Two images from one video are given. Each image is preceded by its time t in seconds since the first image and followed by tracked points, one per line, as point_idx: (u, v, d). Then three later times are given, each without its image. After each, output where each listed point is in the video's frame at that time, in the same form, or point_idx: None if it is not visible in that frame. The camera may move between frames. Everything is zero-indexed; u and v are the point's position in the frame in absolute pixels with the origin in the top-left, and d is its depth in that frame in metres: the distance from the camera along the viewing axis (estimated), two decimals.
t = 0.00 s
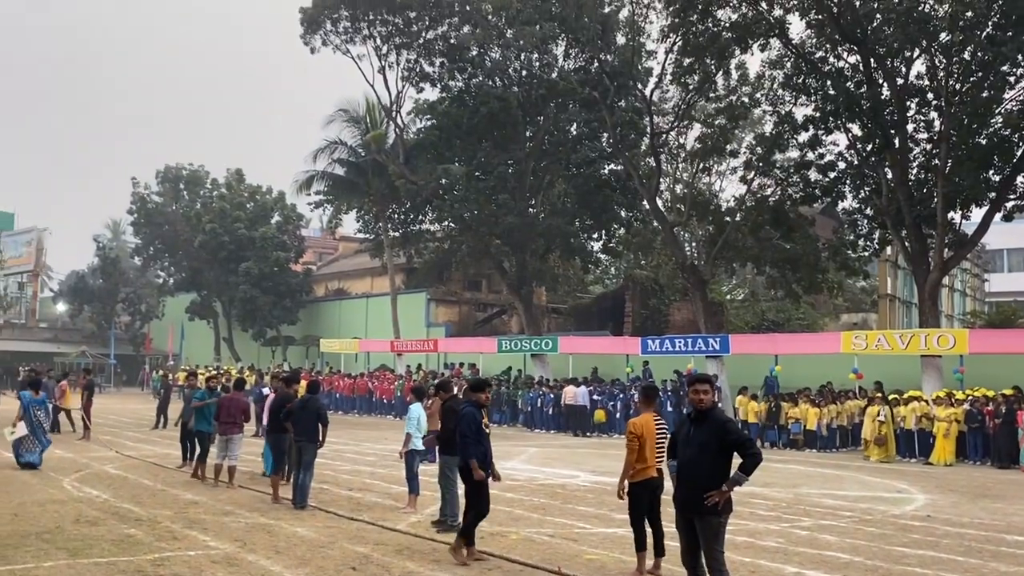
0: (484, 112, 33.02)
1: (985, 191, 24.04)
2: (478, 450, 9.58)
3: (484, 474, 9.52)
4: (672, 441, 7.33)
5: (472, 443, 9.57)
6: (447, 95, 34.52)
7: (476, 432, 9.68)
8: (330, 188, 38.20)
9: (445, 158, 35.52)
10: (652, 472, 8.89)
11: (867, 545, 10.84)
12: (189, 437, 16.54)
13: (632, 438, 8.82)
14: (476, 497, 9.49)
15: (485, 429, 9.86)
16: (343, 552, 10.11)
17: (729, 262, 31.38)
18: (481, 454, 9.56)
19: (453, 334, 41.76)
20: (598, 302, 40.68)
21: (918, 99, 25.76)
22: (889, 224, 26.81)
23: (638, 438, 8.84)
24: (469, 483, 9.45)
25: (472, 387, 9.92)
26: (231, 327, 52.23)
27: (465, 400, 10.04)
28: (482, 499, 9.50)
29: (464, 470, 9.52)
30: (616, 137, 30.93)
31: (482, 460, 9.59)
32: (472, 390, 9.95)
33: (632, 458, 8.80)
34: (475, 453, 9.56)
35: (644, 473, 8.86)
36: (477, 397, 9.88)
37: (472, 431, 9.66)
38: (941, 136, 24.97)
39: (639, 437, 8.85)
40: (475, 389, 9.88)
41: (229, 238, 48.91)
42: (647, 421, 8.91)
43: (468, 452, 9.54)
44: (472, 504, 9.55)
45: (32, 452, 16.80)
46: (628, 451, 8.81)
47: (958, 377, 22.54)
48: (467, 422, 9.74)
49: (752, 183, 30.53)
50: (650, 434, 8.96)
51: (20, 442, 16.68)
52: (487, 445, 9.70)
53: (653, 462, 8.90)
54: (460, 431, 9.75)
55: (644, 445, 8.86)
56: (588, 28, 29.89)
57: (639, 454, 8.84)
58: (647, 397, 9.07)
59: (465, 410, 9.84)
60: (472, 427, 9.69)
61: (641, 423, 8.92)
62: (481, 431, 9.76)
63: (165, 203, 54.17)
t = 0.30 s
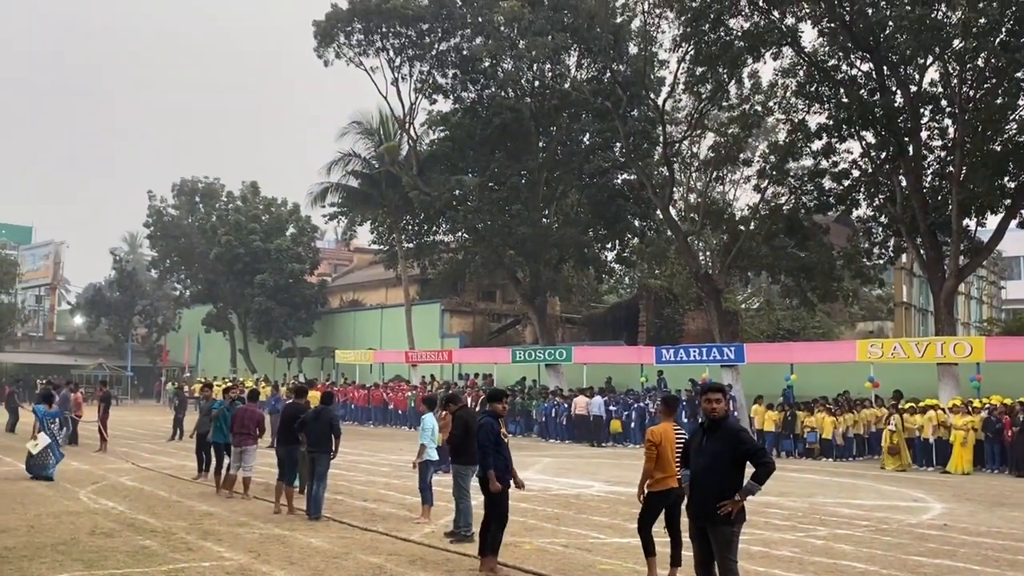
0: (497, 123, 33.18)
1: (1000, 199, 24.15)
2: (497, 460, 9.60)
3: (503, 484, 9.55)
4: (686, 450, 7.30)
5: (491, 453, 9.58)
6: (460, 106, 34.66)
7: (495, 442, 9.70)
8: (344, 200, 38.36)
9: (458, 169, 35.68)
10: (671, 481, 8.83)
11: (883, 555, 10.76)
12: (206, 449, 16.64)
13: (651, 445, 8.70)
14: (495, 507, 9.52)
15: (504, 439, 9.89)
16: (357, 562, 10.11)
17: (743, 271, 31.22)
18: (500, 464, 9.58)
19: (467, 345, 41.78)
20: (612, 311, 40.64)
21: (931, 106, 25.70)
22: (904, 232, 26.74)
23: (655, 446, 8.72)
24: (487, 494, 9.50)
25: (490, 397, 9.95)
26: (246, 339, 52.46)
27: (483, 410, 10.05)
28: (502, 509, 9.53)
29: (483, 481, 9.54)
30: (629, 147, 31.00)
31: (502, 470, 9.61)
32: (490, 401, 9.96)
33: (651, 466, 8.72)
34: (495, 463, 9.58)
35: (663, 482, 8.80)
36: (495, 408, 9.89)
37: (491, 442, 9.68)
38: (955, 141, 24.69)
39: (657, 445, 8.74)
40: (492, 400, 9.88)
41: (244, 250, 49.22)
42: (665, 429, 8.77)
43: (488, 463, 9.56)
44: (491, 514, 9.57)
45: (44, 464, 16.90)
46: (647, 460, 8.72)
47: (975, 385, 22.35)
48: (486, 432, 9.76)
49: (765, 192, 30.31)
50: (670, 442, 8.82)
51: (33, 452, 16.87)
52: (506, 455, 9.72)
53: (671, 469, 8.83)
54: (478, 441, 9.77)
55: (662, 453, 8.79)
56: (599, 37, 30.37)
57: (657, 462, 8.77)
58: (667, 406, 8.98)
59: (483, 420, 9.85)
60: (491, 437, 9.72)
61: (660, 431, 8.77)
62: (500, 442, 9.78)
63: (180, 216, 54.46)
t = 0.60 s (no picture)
0: (507, 131, 33.25)
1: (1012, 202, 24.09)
2: (510, 467, 9.58)
3: (516, 494, 9.52)
4: (696, 458, 7.28)
5: (504, 460, 9.56)
6: (469, 115, 34.71)
7: (509, 450, 9.69)
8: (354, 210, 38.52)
9: (467, 177, 35.81)
10: (682, 488, 8.79)
11: (894, 561, 10.70)
12: (216, 459, 16.64)
13: (663, 452, 8.66)
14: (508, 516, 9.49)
15: (518, 447, 9.89)
16: (366, 571, 10.14)
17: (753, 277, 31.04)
18: (513, 472, 9.54)
19: (478, 353, 41.81)
20: (623, 318, 40.62)
21: (940, 111, 25.70)
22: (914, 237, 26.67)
23: (668, 452, 8.67)
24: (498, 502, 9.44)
25: (502, 404, 9.94)
26: (257, 349, 52.63)
27: (496, 418, 10.03)
28: (515, 519, 9.49)
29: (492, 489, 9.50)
30: (638, 154, 31.04)
31: (515, 477, 9.57)
32: (503, 408, 9.92)
33: (664, 472, 8.72)
34: (508, 470, 9.55)
35: (674, 488, 8.77)
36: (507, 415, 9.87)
37: (505, 450, 9.68)
38: (964, 145, 24.73)
39: (672, 451, 8.69)
40: (506, 408, 9.85)
41: (255, 260, 49.40)
42: (677, 437, 8.73)
43: (501, 470, 9.54)
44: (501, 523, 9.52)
45: (53, 473, 17.27)
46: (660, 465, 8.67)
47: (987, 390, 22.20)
48: (500, 441, 9.74)
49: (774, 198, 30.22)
50: (682, 447, 8.79)
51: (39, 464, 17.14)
52: (520, 464, 9.70)
53: (681, 475, 8.80)
54: (492, 449, 9.75)
55: (675, 459, 8.74)
56: (607, 46, 30.65)
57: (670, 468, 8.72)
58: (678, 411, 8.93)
59: (497, 428, 9.84)
60: (504, 445, 9.70)
61: (672, 439, 8.74)
62: (514, 450, 9.77)
63: (191, 227, 54.70)
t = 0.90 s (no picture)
0: (511, 138, 33.29)
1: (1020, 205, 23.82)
2: (522, 475, 9.55)
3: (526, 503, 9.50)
4: (703, 465, 7.26)
5: (515, 469, 9.52)
6: (473, 122, 34.74)
7: (518, 459, 9.67)
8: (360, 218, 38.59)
9: (472, 184, 35.85)
10: (690, 495, 8.75)
11: (903, 567, 10.65)
12: (223, 469, 16.66)
13: (673, 458, 8.62)
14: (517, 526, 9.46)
15: (526, 455, 9.86)
16: None
17: (760, 282, 30.96)
18: (525, 481, 9.51)
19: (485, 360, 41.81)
20: (629, 324, 40.61)
21: (946, 115, 25.63)
22: (921, 240, 26.57)
23: (677, 458, 8.64)
24: (509, 512, 9.42)
25: (510, 412, 9.91)
26: (265, 357, 52.72)
27: (504, 426, 9.99)
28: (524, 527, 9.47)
29: (507, 497, 9.47)
30: (643, 160, 30.99)
31: (525, 486, 9.54)
32: (511, 416, 9.88)
33: (671, 478, 8.62)
34: (520, 479, 9.52)
35: (682, 495, 8.73)
36: (516, 423, 9.85)
37: (515, 459, 9.65)
38: (970, 148, 24.62)
39: (680, 458, 8.67)
40: (515, 416, 9.82)
41: (261, 268, 49.52)
42: (685, 444, 8.69)
43: (510, 479, 9.50)
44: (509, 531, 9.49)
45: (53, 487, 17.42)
46: (669, 472, 8.63)
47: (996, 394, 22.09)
48: (509, 449, 9.71)
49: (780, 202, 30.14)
50: (690, 455, 8.76)
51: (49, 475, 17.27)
52: (528, 471, 9.69)
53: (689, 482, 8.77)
54: (501, 458, 9.71)
55: (684, 466, 8.71)
56: (611, 52, 30.51)
57: (678, 475, 8.68)
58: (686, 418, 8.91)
59: (506, 436, 9.82)
60: (514, 454, 9.69)
61: (681, 446, 8.71)
62: (523, 459, 9.75)
63: (197, 236, 54.82)
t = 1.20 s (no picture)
0: (513, 144, 33.33)
1: None
2: (526, 483, 9.54)
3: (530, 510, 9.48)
4: (708, 470, 7.24)
5: (520, 476, 9.51)
6: (476, 129, 34.81)
7: (522, 465, 9.64)
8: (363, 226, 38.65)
9: (475, 191, 35.86)
10: (695, 499, 8.72)
11: (909, 571, 10.60)
12: (228, 477, 16.67)
13: (680, 465, 8.49)
14: (520, 533, 9.43)
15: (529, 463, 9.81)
16: None
17: (763, 287, 30.92)
18: (528, 488, 9.50)
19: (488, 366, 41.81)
20: (632, 330, 40.59)
21: (948, 118, 25.66)
22: (925, 243, 26.52)
23: (685, 464, 8.52)
24: (513, 519, 9.39)
25: (515, 418, 9.90)
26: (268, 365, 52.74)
27: (509, 433, 9.97)
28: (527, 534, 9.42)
29: (510, 503, 9.46)
30: (646, 165, 31.01)
31: (529, 493, 9.53)
32: (517, 423, 9.85)
33: (680, 484, 8.53)
34: (524, 486, 9.50)
35: (687, 500, 8.68)
36: (522, 430, 9.82)
37: (520, 466, 9.61)
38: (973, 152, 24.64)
39: (686, 464, 8.54)
40: (520, 423, 9.79)
41: (264, 277, 49.58)
42: (691, 449, 8.62)
43: (514, 486, 9.47)
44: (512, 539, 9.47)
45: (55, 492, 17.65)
46: (676, 478, 8.51)
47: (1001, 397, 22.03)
48: (513, 456, 9.68)
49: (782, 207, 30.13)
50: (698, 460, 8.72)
51: (44, 481, 17.45)
52: (532, 479, 9.67)
53: (695, 487, 8.71)
54: (505, 465, 9.68)
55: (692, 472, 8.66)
56: (613, 58, 30.85)
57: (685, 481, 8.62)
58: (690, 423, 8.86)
59: (510, 442, 9.80)
60: (518, 461, 9.65)
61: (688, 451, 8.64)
62: (527, 466, 9.71)
63: (201, 244, 54.91)
